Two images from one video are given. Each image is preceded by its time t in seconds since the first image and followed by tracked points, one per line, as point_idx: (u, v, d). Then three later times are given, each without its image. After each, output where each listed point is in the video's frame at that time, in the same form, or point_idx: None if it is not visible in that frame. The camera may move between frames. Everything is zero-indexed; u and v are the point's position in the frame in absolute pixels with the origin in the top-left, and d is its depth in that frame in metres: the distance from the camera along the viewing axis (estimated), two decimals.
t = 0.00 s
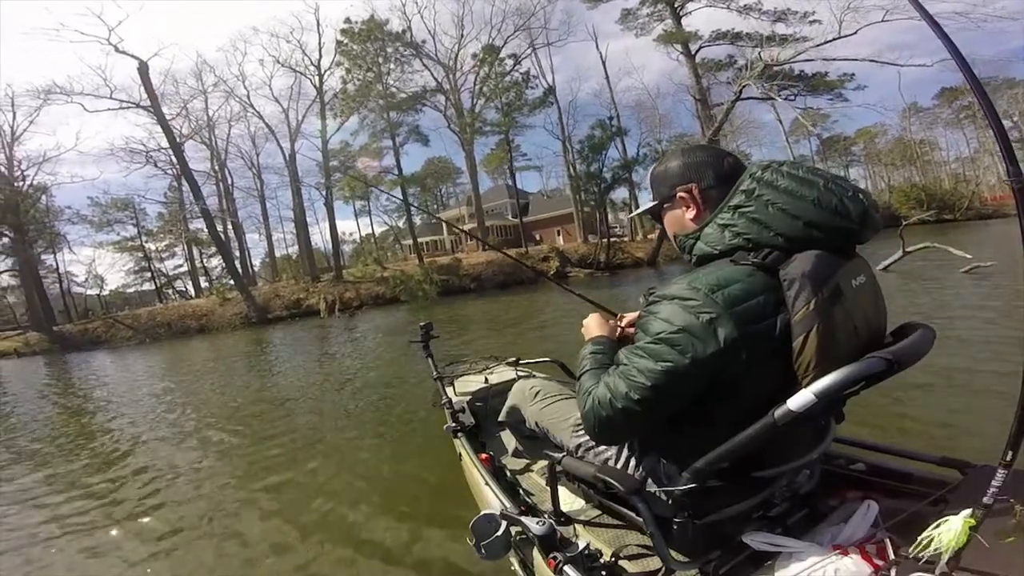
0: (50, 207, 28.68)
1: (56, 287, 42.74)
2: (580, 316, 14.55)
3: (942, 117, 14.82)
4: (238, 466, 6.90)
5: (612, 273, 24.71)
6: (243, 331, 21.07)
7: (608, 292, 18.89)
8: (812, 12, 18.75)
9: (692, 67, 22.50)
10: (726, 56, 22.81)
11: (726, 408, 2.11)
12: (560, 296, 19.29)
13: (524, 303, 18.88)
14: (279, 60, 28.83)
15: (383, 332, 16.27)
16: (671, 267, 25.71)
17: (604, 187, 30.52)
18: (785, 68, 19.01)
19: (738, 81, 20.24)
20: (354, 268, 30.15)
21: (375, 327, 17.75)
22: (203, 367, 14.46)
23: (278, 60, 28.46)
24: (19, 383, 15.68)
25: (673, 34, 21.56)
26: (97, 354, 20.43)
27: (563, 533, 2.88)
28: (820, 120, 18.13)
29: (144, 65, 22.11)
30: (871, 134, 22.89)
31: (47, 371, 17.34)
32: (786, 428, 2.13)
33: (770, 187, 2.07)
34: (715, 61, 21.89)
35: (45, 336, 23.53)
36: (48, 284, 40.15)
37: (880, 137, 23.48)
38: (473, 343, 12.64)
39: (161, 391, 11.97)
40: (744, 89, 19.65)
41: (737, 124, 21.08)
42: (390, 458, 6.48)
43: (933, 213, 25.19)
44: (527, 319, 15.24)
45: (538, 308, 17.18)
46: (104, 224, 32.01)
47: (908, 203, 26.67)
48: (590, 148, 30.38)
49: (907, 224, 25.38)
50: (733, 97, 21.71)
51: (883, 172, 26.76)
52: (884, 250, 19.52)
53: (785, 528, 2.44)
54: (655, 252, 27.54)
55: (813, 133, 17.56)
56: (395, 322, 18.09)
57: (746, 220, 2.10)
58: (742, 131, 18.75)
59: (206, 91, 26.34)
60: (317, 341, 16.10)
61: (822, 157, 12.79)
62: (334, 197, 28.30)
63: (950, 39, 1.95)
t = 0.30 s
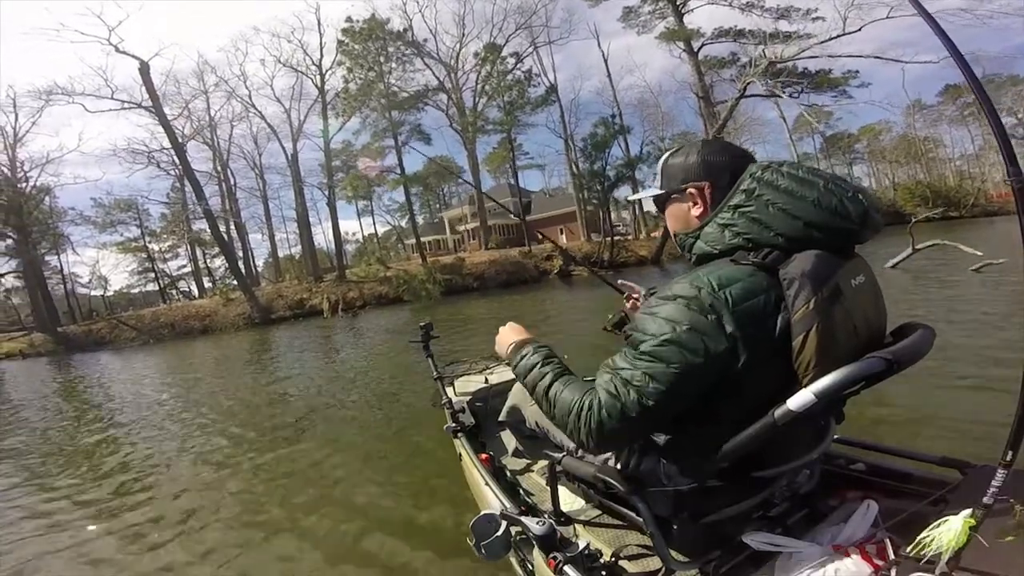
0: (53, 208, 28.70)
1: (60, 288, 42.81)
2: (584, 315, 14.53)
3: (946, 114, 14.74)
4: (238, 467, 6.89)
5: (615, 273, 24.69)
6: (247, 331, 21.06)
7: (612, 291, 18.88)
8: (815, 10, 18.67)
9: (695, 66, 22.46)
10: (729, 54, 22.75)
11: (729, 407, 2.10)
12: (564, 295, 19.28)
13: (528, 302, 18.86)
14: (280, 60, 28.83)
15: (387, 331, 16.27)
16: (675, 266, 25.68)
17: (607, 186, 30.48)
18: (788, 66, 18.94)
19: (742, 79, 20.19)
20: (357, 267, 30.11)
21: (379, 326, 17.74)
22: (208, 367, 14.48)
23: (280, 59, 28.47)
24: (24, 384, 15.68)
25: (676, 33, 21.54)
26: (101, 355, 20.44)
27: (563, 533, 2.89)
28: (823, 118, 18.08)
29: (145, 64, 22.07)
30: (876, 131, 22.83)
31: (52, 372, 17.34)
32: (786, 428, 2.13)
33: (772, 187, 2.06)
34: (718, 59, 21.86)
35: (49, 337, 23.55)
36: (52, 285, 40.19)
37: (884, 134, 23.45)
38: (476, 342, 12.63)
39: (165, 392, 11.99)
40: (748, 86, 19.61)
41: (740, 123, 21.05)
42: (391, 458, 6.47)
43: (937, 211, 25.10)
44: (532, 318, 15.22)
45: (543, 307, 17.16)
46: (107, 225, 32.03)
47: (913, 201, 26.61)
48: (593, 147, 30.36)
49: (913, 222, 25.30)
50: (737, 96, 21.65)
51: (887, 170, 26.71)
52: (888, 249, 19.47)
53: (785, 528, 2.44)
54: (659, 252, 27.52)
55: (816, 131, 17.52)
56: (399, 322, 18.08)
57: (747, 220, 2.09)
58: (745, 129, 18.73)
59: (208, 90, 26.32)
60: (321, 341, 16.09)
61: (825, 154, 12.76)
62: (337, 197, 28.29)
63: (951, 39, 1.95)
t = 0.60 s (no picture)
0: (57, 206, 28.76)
1: (64, 285, 42.89)
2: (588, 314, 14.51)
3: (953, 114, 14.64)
4: (239, 465, 6.90)
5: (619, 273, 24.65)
6: (249, 329, 21.08)
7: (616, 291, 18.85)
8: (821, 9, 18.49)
9: (700, 64, 22.38)
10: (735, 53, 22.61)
11: (731, 409, 2.10)
12: (568, 295, 19.26)
13: (532, 301, 18.85)
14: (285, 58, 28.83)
15: (390, 330, 16.26)
16: (679, 265, 25.64)
17: (612, 185, 30.41)
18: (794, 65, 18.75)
19: (749, 78, 20.04)
20: (360, 265, 30.14)
21: (383, 325, 17.75)
22: (211, 365, 14.50)
23: (284, 58, 28.47)
24: (28, 380, 15.73)
25: (681, 32, 21.47)
26: (104, 352, 20.47)
27: (562, 533, 2.89)
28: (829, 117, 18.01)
29: (149, 62, 22.08)
30: (882, 131, 22.73)
31: (56, 369, 17.38)
32: (787, 428, 2.12)
33: (778, 187, 2.04)
34: (724, 58, 21.78)
35: (52, 334, 23.60)
36: (56, 281, 40.28)
37: (890, 134, 23.37)
38: (480, 342, 12.63)
39: (168, 389, 12.01)
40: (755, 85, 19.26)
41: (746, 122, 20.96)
42: (392, 457, 6.48)
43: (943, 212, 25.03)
44: (536, 317, 15.21)
45: (547, 306, 17.15)
46: (111, 222, 32.08)
47: (919, 202, 26.56)
48: (598, 146, 30.31)
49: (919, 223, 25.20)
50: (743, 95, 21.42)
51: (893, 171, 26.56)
52: (893, 250, 19.43)
53: (785, 528, 2.44)
54: (663, 251, 27.48)
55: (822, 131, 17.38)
56: (402, 320, 18.07)
57: (751, 219, 2.08)
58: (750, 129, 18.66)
59: (212, 88, 26.30)
60: (325, 339, 16.09)
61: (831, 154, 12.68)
62: (341, 195, 28.31)
63: (952, 39, 1.94)
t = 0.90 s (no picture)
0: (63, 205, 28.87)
1: (70, 284, 43.05)
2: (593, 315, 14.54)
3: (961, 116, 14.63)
4: (240, 465, 6.90)
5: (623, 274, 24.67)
6: (254, 329, 21.13)
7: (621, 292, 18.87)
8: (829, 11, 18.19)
9: (706, 66, 22.39)
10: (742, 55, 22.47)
11: (728, 411, 2.11)
12: (574, 296, 19.28)
13: (538, 302, 18.88)
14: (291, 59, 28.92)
15: (396, 330, 16.30)
16: (684, 267, 25.65)
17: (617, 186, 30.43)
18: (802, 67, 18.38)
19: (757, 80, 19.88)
20: (365, 266, 30.15)
21: (389, 325, 17.80)
22: (217, 364, 14.54)
23: (291, 58, 28.54)
24: (35, 378, 15.79)
25: (688, 33, 21.48)
26: (110, 350, 20.55)
27: (563, 533, 2.89)
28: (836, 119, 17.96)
29: (155, 61, 22.11)
30: (889, 133, 22.68)
31: (62, 367, 17.44)
32: (786, 428, 2.13)
33: (777, 187, 2.04)
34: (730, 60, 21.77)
35: (57, 333, 23.68)
36: (61, 280, 40.43)
37: (896, 136, 23.31)
38: (485, 343, 12.64)
39: (174, 388, 12.06)
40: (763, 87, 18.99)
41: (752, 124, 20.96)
42: (393, 458, 6.47)
43: (950, 214, 25.00)
44: (541, 318, 15.24)
45: (552, 307, 17.19)
46: (116, 222, 32.19)
47: (926, 205, 26.52)
48: (604, 147, 30.31)
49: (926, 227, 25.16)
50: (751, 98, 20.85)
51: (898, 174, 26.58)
52: (898, 252, 19.39)
53: (785, 528, 2.44)
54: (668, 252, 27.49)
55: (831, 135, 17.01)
56: (409, 321, 18.11)
57: (750, 220, 2.08)
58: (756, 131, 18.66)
59: (219, 88, 26.36)
60: (331, 339, 16.13)
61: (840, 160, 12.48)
62: (346, 196, 28.38)
63: (950, 41, 1.94)
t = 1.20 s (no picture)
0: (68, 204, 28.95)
1: (75, 283, 43.20)
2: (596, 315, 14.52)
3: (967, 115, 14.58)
4: (242, 464, 6.92)
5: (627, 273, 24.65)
6: (258, 328, 21.17)
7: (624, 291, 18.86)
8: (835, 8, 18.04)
9: (712, 64, 22.32)
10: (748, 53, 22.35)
11: (726, 412, 2.10)
12: (578, 295, 19.28)
13: (542, 301, 18.88)
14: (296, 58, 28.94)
15: (401, 330, 16.32)
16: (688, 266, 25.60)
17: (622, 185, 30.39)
18: (808, 66, 18.25)
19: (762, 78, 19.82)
20: (368, 266, 30.16)
21: (394, 325, 17.82)
22: (221, 363, 14.58)
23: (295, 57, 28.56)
24: (40, 377, 15.85)
25: (692, 32, 21.40)
26: (115, 349, 20.60)
27: (562, 533, 2.89)
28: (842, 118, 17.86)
29: (159, 60, 22.12)
30: (895, 132, 22.58)
31: (67, 366, 17.49)
32: (785, 428, 2.12)
33: (775, 187, 2.02)
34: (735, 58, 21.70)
35: (62, 332, 23.76)
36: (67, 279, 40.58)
37: (902, 135, 23.22)
38: (489, 342, 12.66)
39: (178, 387, 12.10)
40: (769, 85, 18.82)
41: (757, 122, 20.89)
42: (395, 458, 6.48)
43: (957, 214, 24.89)
44: (545, 317, 15.24)
45: (556, 307, 17.19)
46: (121, 221, 32.28)
47: (933, 204, 26.45)
48: (608, 145, 30.27)
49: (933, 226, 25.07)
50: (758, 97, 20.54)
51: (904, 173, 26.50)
52: (904, 252, 19.31)
53: (785, 528, 2.44)
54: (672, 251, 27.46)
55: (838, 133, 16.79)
56: (413, 320, 18.12)
57: (746, 220, 2.07)
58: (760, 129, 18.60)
59: (223, 87, 26.39)
60: (335, 338, 16.16)
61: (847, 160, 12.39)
62: (350, 194, 28.40)
63: (953, 41, 1.92)
